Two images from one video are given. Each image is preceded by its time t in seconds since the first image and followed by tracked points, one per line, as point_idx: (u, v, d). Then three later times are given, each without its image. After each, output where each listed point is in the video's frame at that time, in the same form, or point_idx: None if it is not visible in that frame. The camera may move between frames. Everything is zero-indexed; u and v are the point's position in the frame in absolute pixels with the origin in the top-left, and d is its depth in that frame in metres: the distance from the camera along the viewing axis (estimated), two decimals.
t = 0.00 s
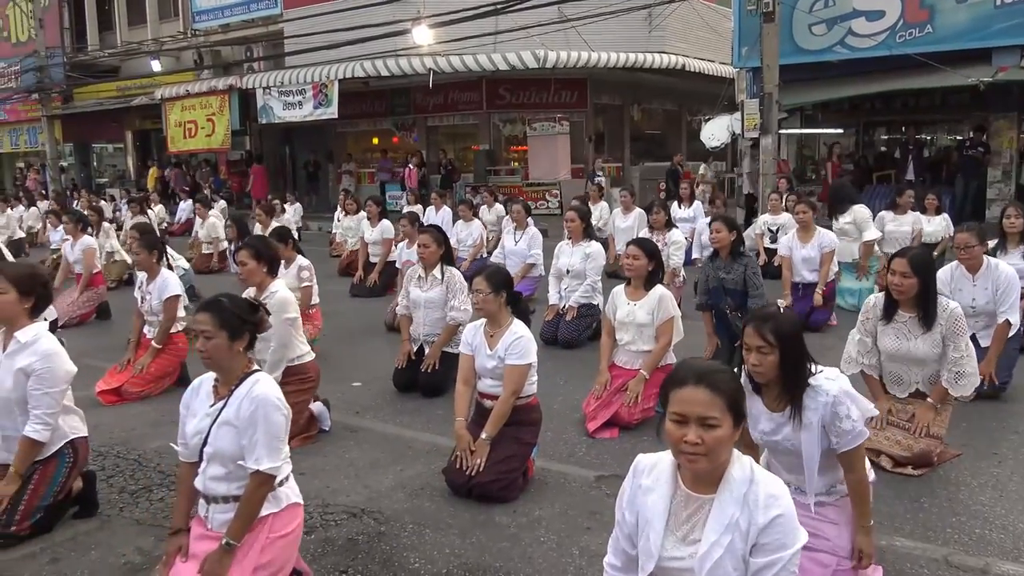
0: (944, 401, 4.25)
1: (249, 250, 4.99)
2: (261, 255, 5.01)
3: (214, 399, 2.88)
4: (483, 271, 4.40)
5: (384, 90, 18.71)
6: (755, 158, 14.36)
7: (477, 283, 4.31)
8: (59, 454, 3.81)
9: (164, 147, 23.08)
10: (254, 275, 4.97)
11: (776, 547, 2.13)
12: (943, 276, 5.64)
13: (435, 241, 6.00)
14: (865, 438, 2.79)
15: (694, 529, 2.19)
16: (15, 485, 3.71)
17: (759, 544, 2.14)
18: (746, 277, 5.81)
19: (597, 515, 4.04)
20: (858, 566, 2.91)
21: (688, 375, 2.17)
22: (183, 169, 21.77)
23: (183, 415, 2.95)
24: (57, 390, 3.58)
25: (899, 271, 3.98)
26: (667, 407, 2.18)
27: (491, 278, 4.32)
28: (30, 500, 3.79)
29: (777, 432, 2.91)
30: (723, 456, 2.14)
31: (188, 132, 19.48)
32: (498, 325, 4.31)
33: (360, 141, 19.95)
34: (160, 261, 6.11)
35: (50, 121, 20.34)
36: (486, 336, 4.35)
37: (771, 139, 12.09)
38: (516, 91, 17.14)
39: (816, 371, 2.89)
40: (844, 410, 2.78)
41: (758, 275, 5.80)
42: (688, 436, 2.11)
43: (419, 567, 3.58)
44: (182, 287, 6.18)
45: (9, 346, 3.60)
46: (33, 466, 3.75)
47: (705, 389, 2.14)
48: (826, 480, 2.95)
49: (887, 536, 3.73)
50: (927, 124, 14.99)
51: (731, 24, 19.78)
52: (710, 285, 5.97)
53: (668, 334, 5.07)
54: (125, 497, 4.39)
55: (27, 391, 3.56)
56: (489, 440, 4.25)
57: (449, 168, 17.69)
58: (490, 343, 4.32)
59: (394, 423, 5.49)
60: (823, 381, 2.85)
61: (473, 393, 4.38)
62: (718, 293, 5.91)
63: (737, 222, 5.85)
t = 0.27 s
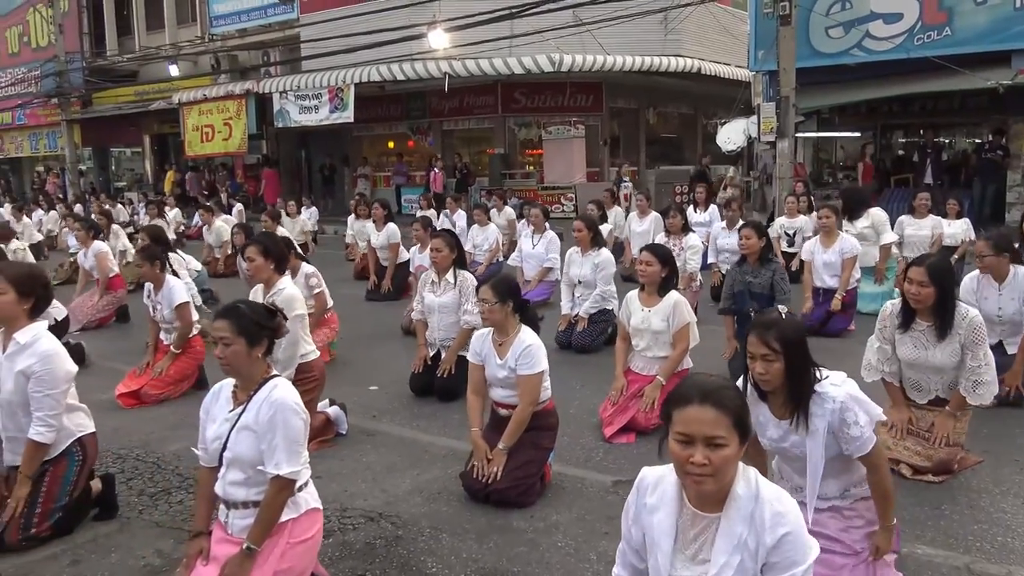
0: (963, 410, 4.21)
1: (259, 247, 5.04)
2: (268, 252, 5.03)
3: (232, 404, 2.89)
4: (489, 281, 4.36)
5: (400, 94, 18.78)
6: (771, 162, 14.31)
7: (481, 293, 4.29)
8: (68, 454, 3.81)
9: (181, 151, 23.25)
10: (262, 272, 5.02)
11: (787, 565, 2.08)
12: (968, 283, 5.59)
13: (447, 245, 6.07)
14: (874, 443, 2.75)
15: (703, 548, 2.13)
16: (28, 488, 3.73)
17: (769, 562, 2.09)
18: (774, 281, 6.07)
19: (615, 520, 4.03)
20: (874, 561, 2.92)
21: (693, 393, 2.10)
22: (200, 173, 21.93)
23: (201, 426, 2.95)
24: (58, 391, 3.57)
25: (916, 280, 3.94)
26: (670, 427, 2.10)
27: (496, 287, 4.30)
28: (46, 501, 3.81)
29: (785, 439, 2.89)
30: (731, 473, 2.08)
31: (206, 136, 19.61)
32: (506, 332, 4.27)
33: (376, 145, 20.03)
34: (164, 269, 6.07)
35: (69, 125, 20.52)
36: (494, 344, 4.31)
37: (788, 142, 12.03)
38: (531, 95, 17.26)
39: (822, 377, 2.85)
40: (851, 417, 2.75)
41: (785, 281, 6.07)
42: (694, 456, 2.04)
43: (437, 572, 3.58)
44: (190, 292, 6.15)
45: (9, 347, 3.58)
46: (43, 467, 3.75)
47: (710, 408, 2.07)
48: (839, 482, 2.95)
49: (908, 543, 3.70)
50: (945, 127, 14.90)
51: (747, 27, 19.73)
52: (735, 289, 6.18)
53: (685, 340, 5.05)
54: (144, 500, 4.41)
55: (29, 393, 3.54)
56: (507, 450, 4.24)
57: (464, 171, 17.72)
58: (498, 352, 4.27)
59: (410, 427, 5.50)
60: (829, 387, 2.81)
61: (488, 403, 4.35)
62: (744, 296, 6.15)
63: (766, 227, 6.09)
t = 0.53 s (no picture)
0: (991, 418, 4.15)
1: (281, 246, 4.96)
2: (291, 252, 4.96)
3: (230, 418, 2.85)
4: (493, 284, 4.21)
5: (422, 100, 18.86)
6: (795, 168, 14.22)
7: (487, 298, 4.11)
8: (80, 453, 3.81)
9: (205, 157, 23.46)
10: (283, 272, 4.95)
11: None
12: (1000, 295, 5.50)
13: (454, 250, 6.12)
14: (896, 446, 2.71)
15: (706, 564, 2.05)
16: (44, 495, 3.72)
17: None
18: (809, 285, 6.17)
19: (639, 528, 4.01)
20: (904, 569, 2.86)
21: (692, 406, 1.99)
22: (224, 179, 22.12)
23: (204, 436, 2.92)
24: (58, 394, 3.51)
25: (946, 281, 3.90)
26: (667, 443, 2.00)
27: (501, 292, 4.12)
28: (65, 503, 3.84)
29: (805, 443, 2.85)
30: (733, 489, 1.99)
31: (230, 142, 19.78)
32: (514, 337, 4.15)
33: (398, 151, 20.13)
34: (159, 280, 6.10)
35: (96, 131, 20.77)
36: (503, 350, 4.20)
37: (812, 148, 11.96)
38: (553, 101, 17.27)
39: (841, 378, 2.81)
40: (872, 418, 2.71)
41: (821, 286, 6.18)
42: (696, 475, 1.94)
43: None
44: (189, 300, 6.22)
45: (8, 352, 3.53)
46: (56, 470, 3.75)
47: (711, 423, 1.95)
48: (863, 488, 2.92)
49: (938, 554, 3.65)
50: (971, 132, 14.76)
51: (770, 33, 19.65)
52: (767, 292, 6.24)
53: (702, 349, 4.93)
54: (169, 503, 4.45)
55: (29, 398, 3.49)
56: (528, 455, 4.19)
57: (485, 177, 17.75)
58: (507, 358, 4.15)
59: (433, 433, 5.51)
60: (847, 388, 2.78)
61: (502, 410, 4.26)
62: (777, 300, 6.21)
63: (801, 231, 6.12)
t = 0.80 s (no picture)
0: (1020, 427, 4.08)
1: (304, 249, 4.92)
2: (313, 255, 4.93)
3: (220, 432, 2.84)
4: (512, 280, 4.13)
5: (443, 106, 18.91)
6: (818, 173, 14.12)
7: (506, 295, 4.04)
8: (98, 456, 3.82)
9: (229, 162, 23.69)
10: (304, 275, 4.90)
11: None
12: None
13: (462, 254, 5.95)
14: (918, 456, 2.66)
15: None
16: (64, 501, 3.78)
17: None
18: (838, 291, 6.13)
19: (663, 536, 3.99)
20: None
21: (707, 411, 1.88)
22: (248, 184, 22.31)
23: (197, 438, 2.96)
24: (72, 400, 3.54)
25: (968, 296, 3.79)
26: (679, 451, 1.89)
27: (521, 290, 4.04)
28: (86, 507, 3.88)
29: (829, 448, 2.85)
30: (748, 498, 1.88)
31: (253, 147, 19.94)
32: (534, 335, 4.08)
33: (419, 156, 20.20)
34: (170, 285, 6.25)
35: (122, 137, 21.00)
36: (520, 348, 4.13)
37: (836, 153, 11.88)
38: (574, 106, 17.21)
39: (868, 386, 2.80)
40: (895, 428, 2.67)
41: (850, 291, 6.14)
42: (710, 484, 1.84)
43: None
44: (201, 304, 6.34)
45: (23, 360, 3.58)
46: (75, 474, 3.78)
47: (727, 429, 1.85)
48: (890, 500, 2.86)
49: (968, 566, 3.60)
50: (998, 137, 14.59)
51: (793, 37, 19.55)
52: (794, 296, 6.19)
53: (714, 349, 4.91)
54: (195, 507, 4.48)
55: (45, 405, 3.52)
56: (553, 454, 4.10)
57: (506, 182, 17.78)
58: (525, 355, 4.09)
59: (455, 438, 5.52)
60: (874, 396, 2.75)
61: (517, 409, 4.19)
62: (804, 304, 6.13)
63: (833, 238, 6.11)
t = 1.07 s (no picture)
0: None
1: (326, 256, 4.94)
2: (334, 262, 4.96)
3: (221, 442, 2.86)
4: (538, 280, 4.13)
5: (464, 113, 18.97)
6: (841, 180, 14.02)
7: (530, 295, 4.05)
8: (126, 460, 3.86)
9: (251, 169, 23.89)
10: (328, 282, 4.95)
11: None
12: None
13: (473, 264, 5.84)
14: (950, 462, 2.61)
15: None
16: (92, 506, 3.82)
17: None
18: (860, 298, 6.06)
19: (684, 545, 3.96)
20: None
21: (736, 421, 1.86)
22: (270, 191, 22.48)
23: (202, 447, 3.00)
24: (100, 409, 3.60)
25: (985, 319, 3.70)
26: (704, 462, 1.87)
27: (545, 290, 4.05)
28: (114, 510, 3.91)
29: (858, 450, 2.83)
30: (774, 510, 1.86)
31: (275, 154, 20.09)
32: (559, 338, 4.06)
33: (440, 163, 20.26)
34: (193, 292, 6.32)
35: (146, 144, 21.23)
36: (543, 350, 4.11)
37: (858, 159, 11.79)
38: (595, 113, 17.27)
39: (902, 387, 2.77)
40: (926, 430, 2.64)
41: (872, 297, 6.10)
42: (735, 495, 1.82)
43: None
44: (223, 310, 6.37)
45: (50, 369, 3.63)
46: (104, 477, 3.82)
47: (755, 438, 1.83)
48: (921, 507, 2.81)
49: None
50: None
51: (815, 43, 19.45)
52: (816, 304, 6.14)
53: (726, 352, 4.82)
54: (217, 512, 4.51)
55: (73, 414, 3.58)
56: (575, 461, 4.04)
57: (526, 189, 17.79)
58: (548, 357, 4.06)
59: (475, 445, 5.52)
60: (907, 398, 2.73)
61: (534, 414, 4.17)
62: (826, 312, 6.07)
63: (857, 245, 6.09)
